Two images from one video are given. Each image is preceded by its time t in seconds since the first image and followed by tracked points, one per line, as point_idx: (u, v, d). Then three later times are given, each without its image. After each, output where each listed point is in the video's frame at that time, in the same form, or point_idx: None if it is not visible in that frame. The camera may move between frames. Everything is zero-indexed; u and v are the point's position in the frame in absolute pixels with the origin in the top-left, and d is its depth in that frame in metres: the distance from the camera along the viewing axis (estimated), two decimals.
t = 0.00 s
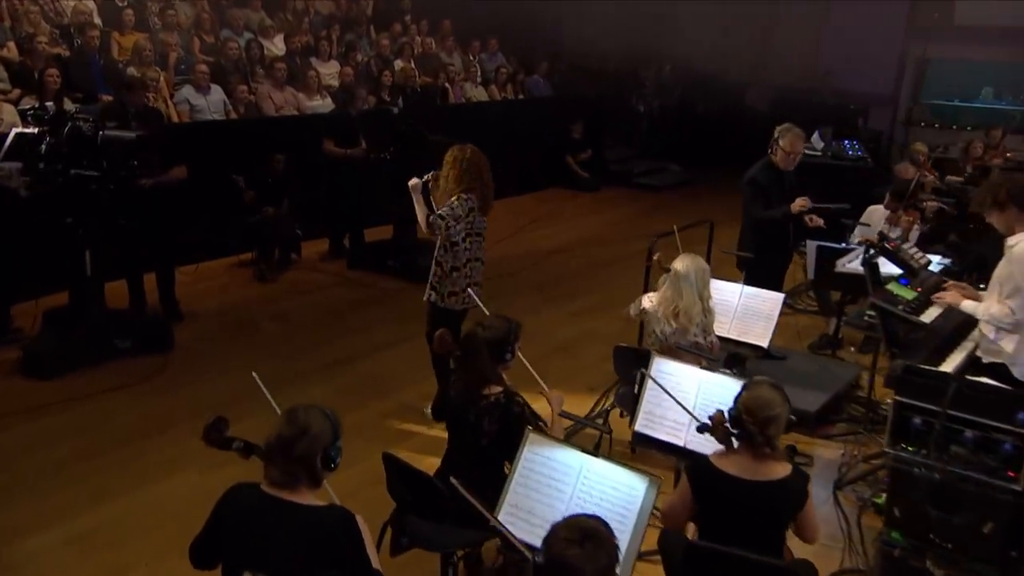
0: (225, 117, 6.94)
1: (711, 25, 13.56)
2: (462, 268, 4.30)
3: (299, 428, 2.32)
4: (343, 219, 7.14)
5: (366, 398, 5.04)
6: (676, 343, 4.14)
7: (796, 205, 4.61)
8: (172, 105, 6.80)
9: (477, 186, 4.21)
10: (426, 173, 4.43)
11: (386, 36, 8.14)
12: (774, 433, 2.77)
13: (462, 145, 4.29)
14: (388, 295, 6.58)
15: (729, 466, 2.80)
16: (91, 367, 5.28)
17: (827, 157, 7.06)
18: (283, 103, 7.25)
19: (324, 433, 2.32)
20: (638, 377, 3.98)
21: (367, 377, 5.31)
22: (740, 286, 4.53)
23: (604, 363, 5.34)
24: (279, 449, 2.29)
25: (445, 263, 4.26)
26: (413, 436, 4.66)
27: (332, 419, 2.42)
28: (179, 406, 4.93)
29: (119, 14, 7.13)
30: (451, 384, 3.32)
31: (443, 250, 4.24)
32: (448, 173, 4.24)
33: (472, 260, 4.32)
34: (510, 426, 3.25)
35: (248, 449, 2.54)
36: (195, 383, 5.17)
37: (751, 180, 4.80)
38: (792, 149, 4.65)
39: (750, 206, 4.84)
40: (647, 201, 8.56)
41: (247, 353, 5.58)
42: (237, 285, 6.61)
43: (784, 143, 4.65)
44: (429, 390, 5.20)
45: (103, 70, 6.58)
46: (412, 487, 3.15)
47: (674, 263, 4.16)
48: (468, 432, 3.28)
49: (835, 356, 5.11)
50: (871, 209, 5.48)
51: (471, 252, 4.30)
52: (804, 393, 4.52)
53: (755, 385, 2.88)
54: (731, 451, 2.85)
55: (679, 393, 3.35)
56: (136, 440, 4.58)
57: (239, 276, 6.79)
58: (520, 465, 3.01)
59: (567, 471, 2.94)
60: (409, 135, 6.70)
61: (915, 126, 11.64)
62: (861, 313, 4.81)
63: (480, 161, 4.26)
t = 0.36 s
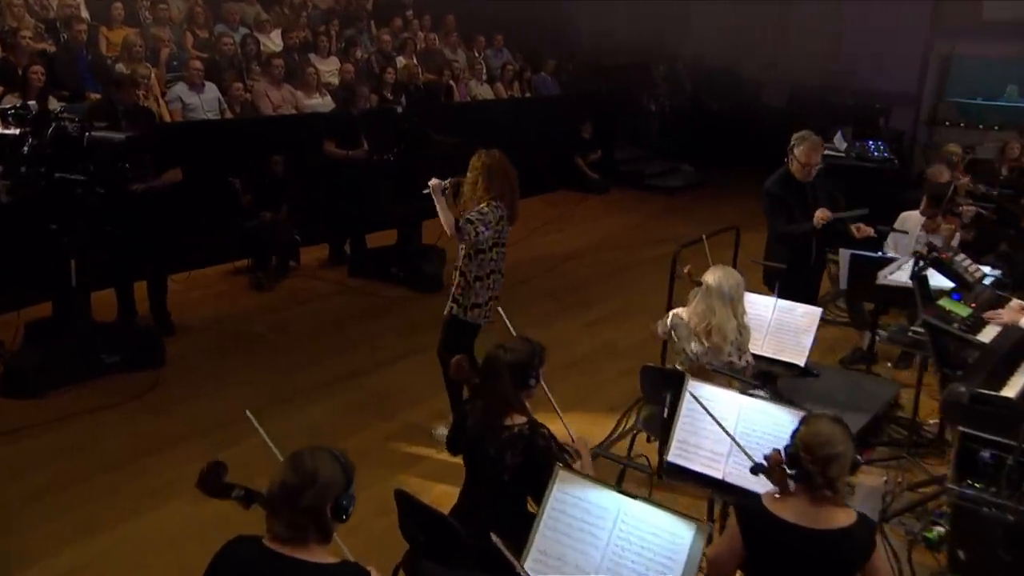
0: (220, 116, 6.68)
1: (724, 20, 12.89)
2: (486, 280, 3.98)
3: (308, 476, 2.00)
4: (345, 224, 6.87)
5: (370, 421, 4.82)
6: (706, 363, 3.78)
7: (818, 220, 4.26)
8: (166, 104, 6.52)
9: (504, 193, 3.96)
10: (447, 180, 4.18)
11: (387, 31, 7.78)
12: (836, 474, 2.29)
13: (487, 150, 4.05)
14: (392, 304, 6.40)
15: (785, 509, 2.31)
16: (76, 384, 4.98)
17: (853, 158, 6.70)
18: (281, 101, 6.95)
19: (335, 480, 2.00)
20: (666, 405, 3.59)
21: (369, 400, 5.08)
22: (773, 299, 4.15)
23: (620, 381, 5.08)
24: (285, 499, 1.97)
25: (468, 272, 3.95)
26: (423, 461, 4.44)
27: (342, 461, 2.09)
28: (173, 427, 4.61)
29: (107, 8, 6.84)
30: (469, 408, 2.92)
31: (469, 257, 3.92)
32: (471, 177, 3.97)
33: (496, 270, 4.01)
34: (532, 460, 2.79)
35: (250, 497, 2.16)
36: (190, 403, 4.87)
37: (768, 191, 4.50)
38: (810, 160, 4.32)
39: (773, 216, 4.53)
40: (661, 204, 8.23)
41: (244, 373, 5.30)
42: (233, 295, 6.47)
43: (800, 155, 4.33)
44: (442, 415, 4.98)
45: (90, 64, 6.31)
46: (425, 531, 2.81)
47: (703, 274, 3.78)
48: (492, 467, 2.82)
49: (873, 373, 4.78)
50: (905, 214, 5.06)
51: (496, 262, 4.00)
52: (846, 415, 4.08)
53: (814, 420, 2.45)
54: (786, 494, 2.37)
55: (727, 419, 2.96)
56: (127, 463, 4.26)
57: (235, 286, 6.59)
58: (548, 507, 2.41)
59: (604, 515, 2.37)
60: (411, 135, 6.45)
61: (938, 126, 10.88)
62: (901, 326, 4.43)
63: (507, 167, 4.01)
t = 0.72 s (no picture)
0: (220, 118, 6.43)
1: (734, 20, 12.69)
2: (514, 295, 3.76)
3: (321, 535, 1.71)
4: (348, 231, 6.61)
5: (377, 445, 4.60)
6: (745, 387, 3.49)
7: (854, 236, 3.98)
8: (161, 106, 6.23)
9: (528, 199, 3.71)
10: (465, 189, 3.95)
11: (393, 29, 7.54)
12: (919, 524, 1.93)
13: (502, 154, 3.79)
14: (400, 314, 6.17)
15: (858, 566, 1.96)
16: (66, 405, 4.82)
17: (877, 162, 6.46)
18: (282, 102, 6.70)
19: (354, 542, 1.71)
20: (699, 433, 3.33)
21: (375, 420, 4.87)
22: (808, 314, 3.87)
23: (640, 399, 4.84)
24: (294, 562, 1.71)
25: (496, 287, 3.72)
26: (437, 488, 4.19)
27: (365, 519, 1.79)
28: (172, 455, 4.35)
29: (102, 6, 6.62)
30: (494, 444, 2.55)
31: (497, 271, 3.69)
32: (489, 185, 3.73)
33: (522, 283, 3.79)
34: (564, 504, 2.43)
35: (261, 558, 1.82)
36: (187, 426, 4.66)
37: (796, 207, 4.24)
38: (845, 174, 4.04)
39: (802, 228, 4.27)
40: (677, 208, 7.98)
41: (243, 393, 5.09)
42: (232, 304, 6.19)
43: (834, 169, 4.06)
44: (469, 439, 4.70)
45: (83, 65, 6.13)
46: None
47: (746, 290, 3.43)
48: (517, 510, 2.48)
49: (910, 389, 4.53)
50: (940, 221, 4.73)
51: (522, 275, 3.77)
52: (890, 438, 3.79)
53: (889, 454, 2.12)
54: (857, 545, 2.01)
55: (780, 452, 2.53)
56: (120, 487, 4.03)
57: (235, 293, 6.34)
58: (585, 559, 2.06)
59: (652, 566, 2.00)
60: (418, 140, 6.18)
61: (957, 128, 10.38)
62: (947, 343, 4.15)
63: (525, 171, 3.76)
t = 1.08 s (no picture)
0: (211, 119, 6.23)
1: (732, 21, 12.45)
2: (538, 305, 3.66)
3: None
4: (345, 237, 6.43)
5: (381, 463, 4.43)
6: (778, 406, 3.30)
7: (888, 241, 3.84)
8: (150, 107, 6.03)
9: (535, 202, 3.59)
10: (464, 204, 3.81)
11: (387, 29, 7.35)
12: None
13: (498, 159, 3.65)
14: (400, 324, 6.02)
15: None
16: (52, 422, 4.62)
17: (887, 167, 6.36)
18: (275, 104, 6.51)
19: None
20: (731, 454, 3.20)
21: (377, 436, 4.70)
22: (839, 326, 3.67)
23: (655, 414, 4.69)
24: None
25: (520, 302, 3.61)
26: (447, 510, 4.02)
27: None
28: (169, 476, 4.18)
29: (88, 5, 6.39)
30: (516, 473, 2.14)
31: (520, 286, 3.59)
32: (492, 199, 3.60)
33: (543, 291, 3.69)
34: (594, 544, 2.06)
35: None
36: (181, 443, 4.48)
37: (829, 209, 4.08)
38: (889, 179, 3.87)
39: (830, 232, 4.13)
40: (678, 212, 7.85)
41: (238, 409, 4.90)
42: (224, 314, 5.99)
43: (879, 172, 3.86)
44: (479, 458, 4.52)
45: (68, 64, 5.89)
46: None
47: (775, 302, 3.21)
48: (540, 550, 2.09)
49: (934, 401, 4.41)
50: (964, 226, 4.61)
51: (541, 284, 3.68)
52: (921, 455, 3.62)
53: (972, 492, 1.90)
54: None
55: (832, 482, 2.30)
56: (114, 510, 3.84)
57: (227, 302, 6.15)
58: None
59: None
60: (418, 142, 6.03)
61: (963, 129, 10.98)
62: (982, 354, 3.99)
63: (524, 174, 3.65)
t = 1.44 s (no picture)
0: (190, 122, 6.05)
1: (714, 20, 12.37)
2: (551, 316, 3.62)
3: None
4: (329, 243, 6.28)
5: (377, 481, 4.29)
6: (802, 422, 3.16)
7: (934, 252, 3.78)
8: (127, 110, 5.86)
9: (541, 212, 3.50)
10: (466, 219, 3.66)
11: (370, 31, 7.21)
12: None
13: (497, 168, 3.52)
14: (389, 333, 5.87)
15: None
16: (28, 443, 4.45)
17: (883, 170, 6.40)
18: (257, 106, 6.35)
19: None
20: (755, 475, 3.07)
21: (371, 451, 4.56)
22: (856, 335, 3.62)
23: (658, 425, 4.59)
24: None
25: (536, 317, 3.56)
26: (449, 532, 3.88)
27: None
28: (154, 496, 4.05)
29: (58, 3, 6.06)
30: (540, 507, 2.05)
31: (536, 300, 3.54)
32: (500, 211, 3.48)
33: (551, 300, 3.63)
34: None
35: None
36: (166, 463, 4.32)
37: (866, 204, 3.98)
38: (939, 175, 3.77)
39: (851, 232, 4.11)
40: (666, 216, 7.79)
41: (224, 425, 4.75)
42: (206, 324, 5.82)
43: (933, 169, 3.73)
44: (480, 475, 4.37)
45: (40, 65, 5.67)
46: None
47: (797, 312, 3.08)
48: None
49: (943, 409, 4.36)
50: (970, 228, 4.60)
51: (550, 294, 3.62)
52: (939, 465, 3.54)
53: None
54: None
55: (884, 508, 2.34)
56: (96, 538, 3.69)
57: (209, 312, 5.98)
58: None
59: None
60: (406, 144, 5.89)
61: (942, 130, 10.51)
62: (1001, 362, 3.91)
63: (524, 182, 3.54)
